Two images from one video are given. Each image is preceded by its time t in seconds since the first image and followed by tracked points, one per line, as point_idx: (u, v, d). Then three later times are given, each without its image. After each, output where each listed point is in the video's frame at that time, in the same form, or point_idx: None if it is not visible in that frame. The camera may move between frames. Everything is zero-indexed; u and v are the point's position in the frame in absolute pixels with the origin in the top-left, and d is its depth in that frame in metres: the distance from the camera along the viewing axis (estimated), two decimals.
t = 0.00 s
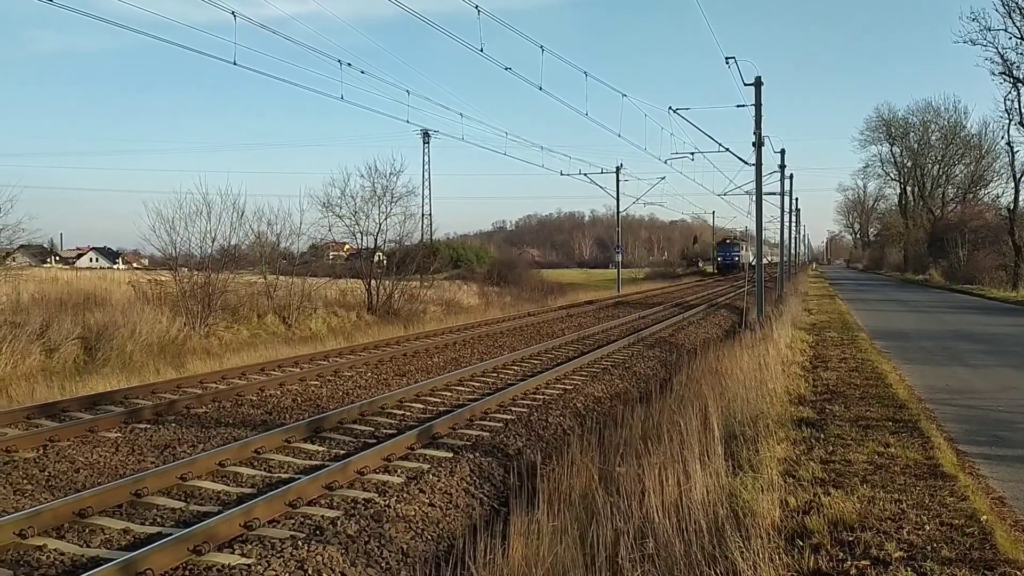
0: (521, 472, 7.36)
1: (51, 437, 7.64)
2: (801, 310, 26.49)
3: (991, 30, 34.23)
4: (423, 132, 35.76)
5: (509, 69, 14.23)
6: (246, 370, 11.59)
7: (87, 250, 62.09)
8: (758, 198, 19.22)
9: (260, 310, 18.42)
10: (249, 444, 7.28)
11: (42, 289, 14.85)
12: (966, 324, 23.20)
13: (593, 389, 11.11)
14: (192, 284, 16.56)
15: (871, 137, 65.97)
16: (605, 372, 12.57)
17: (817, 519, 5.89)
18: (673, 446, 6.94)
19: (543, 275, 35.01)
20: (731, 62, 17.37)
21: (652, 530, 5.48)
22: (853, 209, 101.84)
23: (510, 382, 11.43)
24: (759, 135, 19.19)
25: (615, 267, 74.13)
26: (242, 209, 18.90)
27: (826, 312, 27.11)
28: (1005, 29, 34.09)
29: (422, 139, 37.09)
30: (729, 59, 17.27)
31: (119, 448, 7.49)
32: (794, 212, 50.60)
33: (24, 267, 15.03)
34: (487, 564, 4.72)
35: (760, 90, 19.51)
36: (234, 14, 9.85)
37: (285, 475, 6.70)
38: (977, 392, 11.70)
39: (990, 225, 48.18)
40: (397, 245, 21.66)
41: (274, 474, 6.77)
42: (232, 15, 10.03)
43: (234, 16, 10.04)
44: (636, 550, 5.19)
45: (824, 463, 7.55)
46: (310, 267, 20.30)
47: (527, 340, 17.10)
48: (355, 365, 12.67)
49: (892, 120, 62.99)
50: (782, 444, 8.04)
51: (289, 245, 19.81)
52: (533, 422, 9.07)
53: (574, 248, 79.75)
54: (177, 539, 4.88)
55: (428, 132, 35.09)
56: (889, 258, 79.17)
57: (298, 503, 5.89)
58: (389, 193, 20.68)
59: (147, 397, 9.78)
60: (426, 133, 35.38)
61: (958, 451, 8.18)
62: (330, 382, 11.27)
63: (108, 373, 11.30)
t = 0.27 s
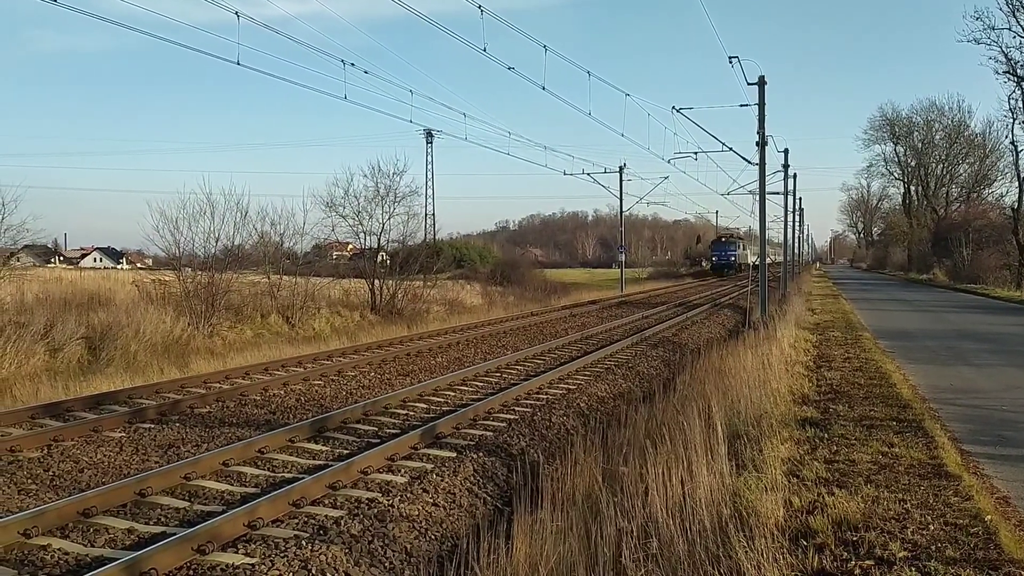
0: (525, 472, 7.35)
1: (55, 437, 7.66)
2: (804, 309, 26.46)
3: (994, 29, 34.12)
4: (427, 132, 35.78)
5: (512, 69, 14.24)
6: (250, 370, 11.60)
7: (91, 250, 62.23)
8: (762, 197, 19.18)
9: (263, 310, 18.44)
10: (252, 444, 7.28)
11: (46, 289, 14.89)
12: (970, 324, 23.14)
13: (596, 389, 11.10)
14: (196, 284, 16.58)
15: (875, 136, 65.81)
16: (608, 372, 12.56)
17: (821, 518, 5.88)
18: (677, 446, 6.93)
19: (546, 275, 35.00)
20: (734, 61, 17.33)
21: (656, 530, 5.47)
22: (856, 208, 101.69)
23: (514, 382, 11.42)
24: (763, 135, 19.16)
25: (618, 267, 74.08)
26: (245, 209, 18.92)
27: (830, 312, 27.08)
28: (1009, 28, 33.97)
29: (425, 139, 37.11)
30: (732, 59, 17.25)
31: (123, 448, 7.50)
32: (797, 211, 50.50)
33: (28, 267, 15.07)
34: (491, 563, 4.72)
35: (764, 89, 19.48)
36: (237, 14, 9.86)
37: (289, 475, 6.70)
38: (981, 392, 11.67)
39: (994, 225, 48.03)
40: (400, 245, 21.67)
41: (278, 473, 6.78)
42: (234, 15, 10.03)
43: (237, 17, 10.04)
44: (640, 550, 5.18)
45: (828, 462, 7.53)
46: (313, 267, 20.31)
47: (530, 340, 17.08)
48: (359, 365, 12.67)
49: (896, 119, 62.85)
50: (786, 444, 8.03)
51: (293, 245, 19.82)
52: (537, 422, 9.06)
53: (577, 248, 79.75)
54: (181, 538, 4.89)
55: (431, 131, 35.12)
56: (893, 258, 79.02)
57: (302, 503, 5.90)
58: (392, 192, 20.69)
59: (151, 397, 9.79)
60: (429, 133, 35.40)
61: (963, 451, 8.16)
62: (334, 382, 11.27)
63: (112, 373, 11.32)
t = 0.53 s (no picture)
0: (529, 472, 7.35)
1: (60, 437, 7.67)
2: (809, 309, 26.39)
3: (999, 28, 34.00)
4: (430, 132, 35.79)
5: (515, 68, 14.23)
6: (254, 370, 11.61)
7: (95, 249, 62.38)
8: (766, 197, 19.14)
9: (268, 310, 18.46)
10: (257, 444, 7.29)
11: (51, 289, 14.92)
12: (975, 324, 23.07)
13: (600, 389, 11.09)
14: (200, 284, 16.60)
15: (879, 136, 65.66)
16: (612, 372, 12.56)
17: (826, 518, 5.87)
18: (681, 446, 6.92)
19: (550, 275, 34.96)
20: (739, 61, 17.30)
21: (660, 531, 5.46)
22: (861, 208, 101.53)
23: (518, 382, 11.42)
24: (767, 135, 19.13)
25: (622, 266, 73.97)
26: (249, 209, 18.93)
27: (834, 311, 27.02)
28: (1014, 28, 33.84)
29: (430, 138, 37.11)
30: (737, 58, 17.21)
31: (128, 448, 7.51)
32: (802, 211, 50.41)
33: (33, 268, 15.10)
34: (496, 563, 4.71)
35: (768, 89, 19.46)
36: (242, 14, 9.88)
37: (293, 475, 6.71)
38: (986, 392, 11.63)
39: (999, 224, 47.87)
40: (404, 245, 21.68)
41: (282, 473, 6.78)
42: (239, 15, 10.04)
43: (241, 17, 10.06)
44: (644, 550, 5.18)
45: (833, 463, 7.52)
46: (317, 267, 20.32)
47: (535, 340, 17.07)
48: (363, 365, 12.68)
49: (900, 119, 62.69)
50: (791, 444, 8.01)
51: (297, 245, 19.83)
52: (541, 421, 9.06)
53: (581, 248, 79.71)
54: (186, 538, 4.89)
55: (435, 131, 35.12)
56: (897, 257, 78.82)
57: (306, 503, 5.90)
58: (396, 192, 20.69)
59: (155, 397, 9.81)
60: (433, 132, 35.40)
61: (968, 451, 8.14)
62: (338, 382, 11.28)
63: (117, 373, 11.34)
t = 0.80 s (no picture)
0: (534, 472, 7.34)
1: (66, 437, 7.70)
2: (815, 309, 26.29)
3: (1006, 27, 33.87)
4: (435, 133, 35.82)
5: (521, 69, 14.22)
6: (260, 371, 11.64)
7: (102, 250, 62.62)
8: (771, 197, 19.10)
9: (273, 311, 18.49)
10: (262, 444, 7.30)
11: (57, 290, 14.97)
12: (982, 324, 22.96)
13: (605, 390, 11.07)
14: (206, 285, 16.64)
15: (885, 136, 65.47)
16: (617, 372, 12.55)
17: (832, 519, 5.85)
18: (686, 447, 6.90)
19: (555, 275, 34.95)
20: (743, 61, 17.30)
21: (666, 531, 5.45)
22: (867, 208, 101.24)
23: (523, 382, 11.41)
24: (772, 135, 19.09)
25: (626, 267, 73.90)
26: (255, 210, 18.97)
27: (840, 312, 26.92)
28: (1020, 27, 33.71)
29: (435, 138, 37.12)
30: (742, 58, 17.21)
31: (134, 448, 7.53)
32: (807, 211, 50.29)
33: (40, 268, 15.15)
34: (501, 564, 4.71)
35: (773, 89, 19.41)
36: (247, 15, 9.90)
37: (299, 475, 6.71)
38: (993, 392, 11.58)
39: (1005, 224, 47.65)
40: (409, 246, 21.69)
41: (288, 474, 6.79)
42: (244, 16, 10.06)
43: (246, 18, 10.07)
44: (650, 551, 5.17)
45: (839, 463, 7.49)
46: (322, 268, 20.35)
47: (540, 340, 17.07)
48: (368, 365, 12.69)
49: (906, 119, 62.48)
50: (796, 445, 7.99)
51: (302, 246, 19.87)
52: (546, 422, 9.06)
53: (586, 248, 79.66)
54: (192, 538, 4.90)
55: (440, 132, 35.14)
56: (903, 258, 78.55)
57: (312, 503, 5.91)
58: (401, 193, 20.70)
59: (161, 397, 9.83)
60: (438, 133, 35.41)
61: (974, 451, 8.10)
62: (343, 382, 11.29)
63: (123, 373, 11.37)
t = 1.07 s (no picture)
0: (540, 473, 7.34)
1: (73, 437, 7.72)
2: (821, 310, 26.21)
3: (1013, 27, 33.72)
4: (441, 134, 35.84)
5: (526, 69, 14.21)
6: (266, 371, 11.66)
7: (108, 251, 62.78)
8: (777, 197, 19.06)
9: (278, 311, 18.52)
10: (268, 444, 7.32)
11: (64, 291, 15.03)
12: (989, 324, 22.85)
13: (611, 390, 11.06)
14: (212, 286, 16.68)
15: (891, 136, 65.27)
16: (623, 373, 12.55)
17: (838, 520, 5.84)
18: (692, 447, 6.88)
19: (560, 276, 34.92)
20: (749, 60, 17.24)
21: (672, 532, 5.44)
22: (873, 208, 100.92)
23: (528, 383, 11.40)
24: (778, 135, 19.05)
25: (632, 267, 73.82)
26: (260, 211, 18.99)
27: (846, 312, 26.84)
28: None
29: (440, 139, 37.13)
30: (748, 58, 17.15)
31: (140, 449, 7.55)
32: (813, 211, 50.15)
33: (47, 269, 15.21)
34: (507, 564, 4.70)
35: (779, 89, 19.37)
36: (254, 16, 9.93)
37: (305, 476, 6.72)
38: (1001, 393, 11.52)
39: (1013, 224, 47.44)
40: (414, 247, 21.70)
41: (294, 474, 6.80)
42: (251, 17, 10.08)
43: (253, 19, 10.10)
44: (656, 552, 5.16)
45: (846, 464, 7.47)
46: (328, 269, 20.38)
47: (545, 340, 17.07)
48: (373, 366, 12.70)
49: (912, 119, 62.27)
50: (803, 445, 7.97)
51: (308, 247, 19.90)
52: (552, 423, 9.05)
53: (591, 249, 79.60)
54: (198, 539, 4.90)
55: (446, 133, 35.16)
56: (909, 258, 78.30)
57: (318, 504, 5.91)
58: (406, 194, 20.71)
59: (168, 398, 9.86)
60: (443, 134, 35.42)
61: (982, 452, 8.06)
62: (349, 383, 11.30)
63: (129, 374, 11.40)
